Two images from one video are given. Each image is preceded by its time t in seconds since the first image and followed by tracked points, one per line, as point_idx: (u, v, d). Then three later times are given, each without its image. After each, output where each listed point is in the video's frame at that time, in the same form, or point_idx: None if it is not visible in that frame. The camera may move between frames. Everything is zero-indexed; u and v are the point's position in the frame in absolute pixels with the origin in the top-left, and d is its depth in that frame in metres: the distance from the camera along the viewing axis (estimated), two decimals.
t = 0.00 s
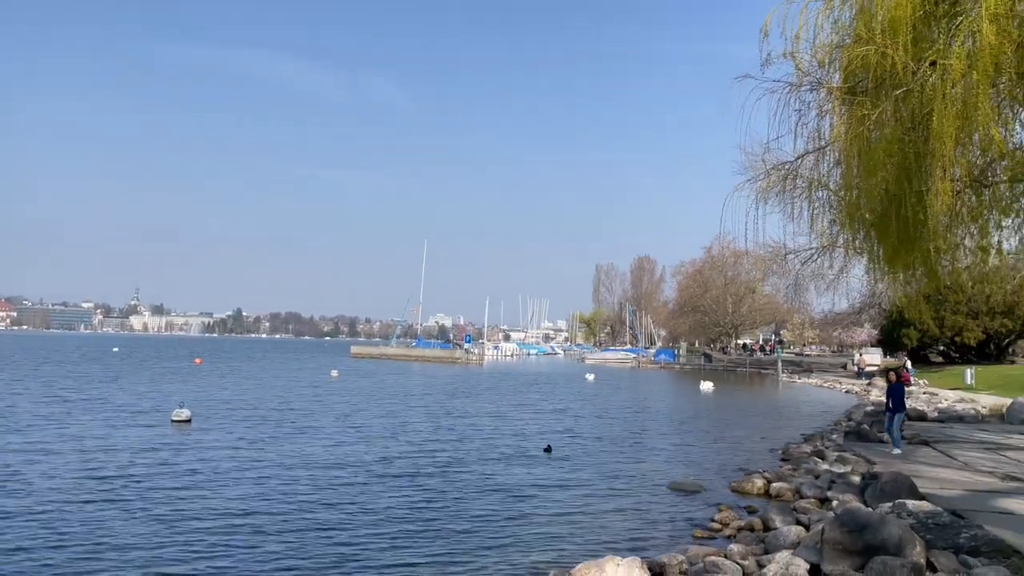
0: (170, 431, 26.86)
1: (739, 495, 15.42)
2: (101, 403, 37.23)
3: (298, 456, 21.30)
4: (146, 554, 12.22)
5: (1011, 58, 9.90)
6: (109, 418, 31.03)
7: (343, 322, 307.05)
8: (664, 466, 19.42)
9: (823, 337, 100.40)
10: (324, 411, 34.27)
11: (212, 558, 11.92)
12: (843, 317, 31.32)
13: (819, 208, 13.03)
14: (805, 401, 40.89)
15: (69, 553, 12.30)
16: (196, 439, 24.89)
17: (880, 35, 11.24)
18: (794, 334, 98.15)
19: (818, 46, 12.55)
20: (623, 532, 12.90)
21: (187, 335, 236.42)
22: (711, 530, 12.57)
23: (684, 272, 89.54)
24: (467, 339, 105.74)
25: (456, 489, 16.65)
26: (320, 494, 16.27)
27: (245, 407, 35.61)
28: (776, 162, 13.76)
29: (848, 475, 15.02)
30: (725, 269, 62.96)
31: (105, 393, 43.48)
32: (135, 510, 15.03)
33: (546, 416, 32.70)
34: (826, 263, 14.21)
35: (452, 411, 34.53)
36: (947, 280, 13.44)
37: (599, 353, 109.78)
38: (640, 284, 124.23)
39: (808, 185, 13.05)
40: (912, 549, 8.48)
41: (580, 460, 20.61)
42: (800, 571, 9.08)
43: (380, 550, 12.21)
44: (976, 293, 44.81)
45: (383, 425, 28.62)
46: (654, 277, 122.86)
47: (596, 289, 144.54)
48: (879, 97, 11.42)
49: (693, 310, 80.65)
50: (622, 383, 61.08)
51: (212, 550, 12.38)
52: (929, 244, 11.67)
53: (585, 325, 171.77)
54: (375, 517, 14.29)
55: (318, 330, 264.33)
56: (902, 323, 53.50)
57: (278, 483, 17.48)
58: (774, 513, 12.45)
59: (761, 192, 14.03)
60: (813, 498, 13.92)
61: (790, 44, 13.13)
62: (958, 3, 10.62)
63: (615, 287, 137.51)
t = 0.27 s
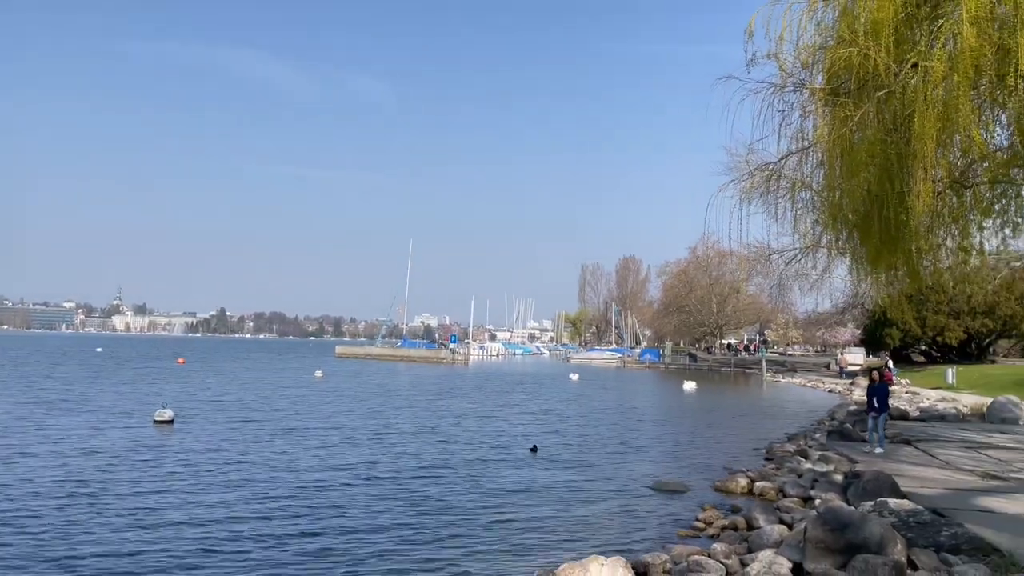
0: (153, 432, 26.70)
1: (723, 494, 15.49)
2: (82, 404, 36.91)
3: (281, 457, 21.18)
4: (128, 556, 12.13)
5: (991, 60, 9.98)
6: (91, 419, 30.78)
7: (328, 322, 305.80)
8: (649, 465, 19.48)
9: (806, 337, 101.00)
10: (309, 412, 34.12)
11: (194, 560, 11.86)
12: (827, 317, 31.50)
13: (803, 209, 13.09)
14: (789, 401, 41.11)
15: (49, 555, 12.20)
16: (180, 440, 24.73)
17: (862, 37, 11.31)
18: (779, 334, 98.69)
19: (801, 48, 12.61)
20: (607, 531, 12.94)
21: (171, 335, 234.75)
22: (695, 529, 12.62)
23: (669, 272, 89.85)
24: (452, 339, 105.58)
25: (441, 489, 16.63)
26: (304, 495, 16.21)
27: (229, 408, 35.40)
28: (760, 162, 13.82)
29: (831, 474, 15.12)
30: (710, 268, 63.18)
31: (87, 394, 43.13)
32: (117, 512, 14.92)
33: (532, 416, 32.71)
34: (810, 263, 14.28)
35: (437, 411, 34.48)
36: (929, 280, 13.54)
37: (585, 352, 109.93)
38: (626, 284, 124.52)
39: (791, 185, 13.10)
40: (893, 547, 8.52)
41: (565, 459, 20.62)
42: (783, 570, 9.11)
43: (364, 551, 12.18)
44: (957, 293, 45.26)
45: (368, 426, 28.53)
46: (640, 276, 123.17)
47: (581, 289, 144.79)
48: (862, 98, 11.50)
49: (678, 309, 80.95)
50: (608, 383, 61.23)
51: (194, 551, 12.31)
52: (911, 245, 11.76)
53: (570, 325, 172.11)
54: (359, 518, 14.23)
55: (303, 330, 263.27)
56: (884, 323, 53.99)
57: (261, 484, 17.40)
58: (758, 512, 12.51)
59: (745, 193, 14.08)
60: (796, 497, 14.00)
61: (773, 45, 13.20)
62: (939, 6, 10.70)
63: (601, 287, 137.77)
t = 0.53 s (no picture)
0: (136, 433, 26.52)
1: (706, 492, 15.58)
2: (62, 405, 36.57)
3: (264, 457, 21.06)
4: (108, 557, 12.05)
5: (970, 62, 10.08)
6: (72, 420, 30.52)
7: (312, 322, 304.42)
8: (633, 465, 19.55)
9: (789, 336, 101.66)
10: (292, 412, 33.97)
11: (176, 561, 11.80)
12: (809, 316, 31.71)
13: (785, 209, 13.18)
14: (772, 400, 41.39)
15: (29, 556, 12.10)
16: (162, 440, 24.58)
17: (843, 39, 11.40)
18: (762, 333, 99.30)
19: (783, 49, 12.70)
20: (590, 529, 12.99)
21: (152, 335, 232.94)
22: (678, 528, 12.66)
23: (653, 272, 90.13)
24: (437, 339, 105.33)
25: (425, 489, 16.64)
26: (287, 495, 16.15)
27: (212, 408, 35.17)
28: (743, 163, 13.91)
29: (812, 472, 15.27)
30: (695, 268, 63.41)
31: (68, 394, 42.74)
32: (98, 512, 14.82)
33: (516, 416, 32.75)
34: (792, 263, 14.38)
35: (421, 411, 34.44)
36: (909, 280, 13.67)
37: (570, 352, 110.07)
38: (611, 284, 124.85)
39: (774, 186, 13.19)
40: (873, 545, 8.61)
41: (549, 459, 20.64)
42: (764, 568, 9.18)
43: (347, 550, 12.16)
44: (938, 293, 45.71)
45: (352, 426, 28.45)
46: (624, 276, 123.53)
47: (566, 289, 145.01)
48: (843, 100, 11.59)
49: (662, 309, 81.26)
50: (592, 382, 61.43)
51: (177, 552, 12.25)
52: (891, 245, 11.87)
53: (555, 325, 172.34)
54: (342, 518, 14.18)
55: (287, 330, 261.99)
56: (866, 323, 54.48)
57: (244, 484, 17.32)
58: (740, 510, 12.57)
59: (728, 193, 14.16)
60: (778, 495, 14.11)
61: (756, 46, 13.28)
62: (920, 8, 10.80)
63: (586, 287, 138.07)
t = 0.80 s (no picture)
0: (115, 433, 26.29)
1: (688, 491, 15.66)
2: (41, 405, 36.17)
3: (245, 458, 20.92)
4: (87, 559, 11.93)
5: (949, 64, 10.19)
6: (50, 421, 30.21)
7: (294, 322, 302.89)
8: (615, 463, 19.63)
9: (771, 335, 102.39)
10: (274, 412, 33.80)
11: (155, 563, 11.70)
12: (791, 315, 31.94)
13: (767, 209, 13.27)
14: (753, 398, 41.66)
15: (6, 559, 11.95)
16: (142, 441, 24.38)
17: (824, 40, 11.48)
18: (744, 333, 99.94)
19: (765, 50, 12.77)
20: (573, 528, 13.02)
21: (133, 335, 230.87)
22: (660, 526, 12.71)
23: (637, 271, 90.44)
24: (421, 339, 105.06)
25: (408, 489, 16.60)
26: (269, 496, 16.06)
27: (193, 408, 34.92)
28: (725, 163, 13.99)
29: (793, 471, 15.39)
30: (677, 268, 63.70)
31: (47, 395, 42.30)
32: (77, 514, 14.67)
33: (500, 415, 32.76)
34: (773, 263, 14.48)
35: (405, 411, 34.38)
36: (889, 280, 13.80)
37: (553, 351, 110.20)
38: (594, 284, 125.19)
39: (755, 186, 13.26)
40: (853, 542, 8.69)
41: (532, 458, 20.64)
42: (745, 565, 9.23)
43: (329, 551, 12.12)
44: (917, 293, 46.22)
45: (335, 426, 28.34)
46: (608, 276, 123.89)
47: (549, 288, 145.25)
48: (824, 100, 11.68)
49: (645, 309, 81.57)
50: (576, 381, 61.60)
51: (156, 554, 12.14)
52: (871, 245, 11.97)
53: (538, 324, 172.61)
54: (324, 519, 14.09)
55: (269, 329, 260.52)
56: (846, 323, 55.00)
57: (225, 485, 17.21)
58: (721, 508, 12.64)
59: (710, 193, 14.24)
60: (759, 493, 14.20)
61: (737, 47, 13.36)
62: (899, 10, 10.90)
63: (569, 287, 138.37)
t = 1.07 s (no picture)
0: (94, 434, 26.02)
1: (669, 489, 15.74)
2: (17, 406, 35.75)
3: (226, 459, 20.78)
4: (65, 561, 11.81)
5: (926, 65, 10.32)
6: (27, 421, 29.86)
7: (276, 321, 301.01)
8: (597, 462, 19.69)
9: (752, 334, 103.12)
10: (255, 412, 33.60)
11: (134, 565, 11.61)
12: (771, 314, 32.17)
13: (748, 209, 13.37)
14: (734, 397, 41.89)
15: None
16: (121, 441, 24.16)
17: (804, 41, 11.57)
18: (725, 332, 100.56)
19: (746, 51, 12.86)
20: (555, 527, 13.06)
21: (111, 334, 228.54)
22: (641, 525, 12.77)
23: (619, 271, 90.74)
24: (403, 338, 104.76)
25: (390, 489, 16.57)
26: (250, 497, 15.97)
27: (173, 408, 34.64)
28: (706, 163, 14.08)
29: (773, 468, 15.52)
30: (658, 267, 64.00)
31: (23, 395, 41.80)
32: (54, 516, 14.52)
33: (482, 414, 32.76)
34: (754, 262, 14.58)
35: (387, 410, 34.29)
36: (867, 279, 13.94)
37: (536, 351, 110.32)
38: (577, 283, 125.49)
39: (736, 186, 13.34)
40: (831, 539, 8.77)
41: (514, 457, 20.66)
42: (725, 563, 9.30)
43: (311, 552, 12.07)
44: (894, 292, 46.73)
45: (316, 426, 28.23)
46: (590, 275, 124.22)
47: (532, 287, 145.40)
48: (804, 101, 11.77)
49: (627, 308, 81.88)
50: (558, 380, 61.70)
51: (135, 556, 12.05)
52: (850, 245, 12.08)
53: (521, 324, 172.82)
54: (306, 520, 14.03)
55: (250, 328, 258.84)
56: (826, 322, 55.45)
57: (206, 486, 17.10)
58: (702, 506, 12.71)
59: (691, 193, 14.32)
60: (740, 491, 14.30)
61: (719, 47, 13.44)
62: (878, 12, 11.01)
63: (552, 286, 138.59)
